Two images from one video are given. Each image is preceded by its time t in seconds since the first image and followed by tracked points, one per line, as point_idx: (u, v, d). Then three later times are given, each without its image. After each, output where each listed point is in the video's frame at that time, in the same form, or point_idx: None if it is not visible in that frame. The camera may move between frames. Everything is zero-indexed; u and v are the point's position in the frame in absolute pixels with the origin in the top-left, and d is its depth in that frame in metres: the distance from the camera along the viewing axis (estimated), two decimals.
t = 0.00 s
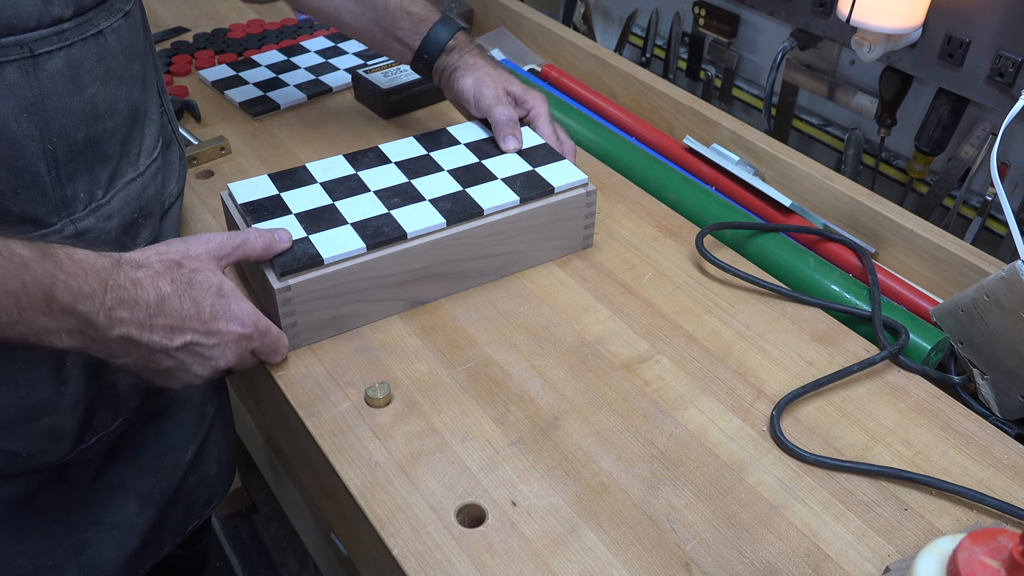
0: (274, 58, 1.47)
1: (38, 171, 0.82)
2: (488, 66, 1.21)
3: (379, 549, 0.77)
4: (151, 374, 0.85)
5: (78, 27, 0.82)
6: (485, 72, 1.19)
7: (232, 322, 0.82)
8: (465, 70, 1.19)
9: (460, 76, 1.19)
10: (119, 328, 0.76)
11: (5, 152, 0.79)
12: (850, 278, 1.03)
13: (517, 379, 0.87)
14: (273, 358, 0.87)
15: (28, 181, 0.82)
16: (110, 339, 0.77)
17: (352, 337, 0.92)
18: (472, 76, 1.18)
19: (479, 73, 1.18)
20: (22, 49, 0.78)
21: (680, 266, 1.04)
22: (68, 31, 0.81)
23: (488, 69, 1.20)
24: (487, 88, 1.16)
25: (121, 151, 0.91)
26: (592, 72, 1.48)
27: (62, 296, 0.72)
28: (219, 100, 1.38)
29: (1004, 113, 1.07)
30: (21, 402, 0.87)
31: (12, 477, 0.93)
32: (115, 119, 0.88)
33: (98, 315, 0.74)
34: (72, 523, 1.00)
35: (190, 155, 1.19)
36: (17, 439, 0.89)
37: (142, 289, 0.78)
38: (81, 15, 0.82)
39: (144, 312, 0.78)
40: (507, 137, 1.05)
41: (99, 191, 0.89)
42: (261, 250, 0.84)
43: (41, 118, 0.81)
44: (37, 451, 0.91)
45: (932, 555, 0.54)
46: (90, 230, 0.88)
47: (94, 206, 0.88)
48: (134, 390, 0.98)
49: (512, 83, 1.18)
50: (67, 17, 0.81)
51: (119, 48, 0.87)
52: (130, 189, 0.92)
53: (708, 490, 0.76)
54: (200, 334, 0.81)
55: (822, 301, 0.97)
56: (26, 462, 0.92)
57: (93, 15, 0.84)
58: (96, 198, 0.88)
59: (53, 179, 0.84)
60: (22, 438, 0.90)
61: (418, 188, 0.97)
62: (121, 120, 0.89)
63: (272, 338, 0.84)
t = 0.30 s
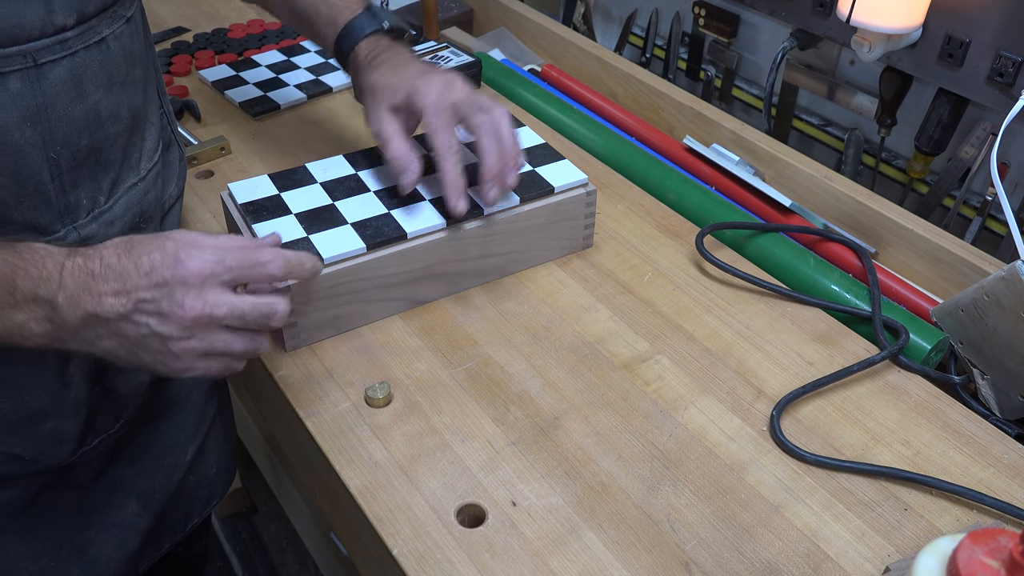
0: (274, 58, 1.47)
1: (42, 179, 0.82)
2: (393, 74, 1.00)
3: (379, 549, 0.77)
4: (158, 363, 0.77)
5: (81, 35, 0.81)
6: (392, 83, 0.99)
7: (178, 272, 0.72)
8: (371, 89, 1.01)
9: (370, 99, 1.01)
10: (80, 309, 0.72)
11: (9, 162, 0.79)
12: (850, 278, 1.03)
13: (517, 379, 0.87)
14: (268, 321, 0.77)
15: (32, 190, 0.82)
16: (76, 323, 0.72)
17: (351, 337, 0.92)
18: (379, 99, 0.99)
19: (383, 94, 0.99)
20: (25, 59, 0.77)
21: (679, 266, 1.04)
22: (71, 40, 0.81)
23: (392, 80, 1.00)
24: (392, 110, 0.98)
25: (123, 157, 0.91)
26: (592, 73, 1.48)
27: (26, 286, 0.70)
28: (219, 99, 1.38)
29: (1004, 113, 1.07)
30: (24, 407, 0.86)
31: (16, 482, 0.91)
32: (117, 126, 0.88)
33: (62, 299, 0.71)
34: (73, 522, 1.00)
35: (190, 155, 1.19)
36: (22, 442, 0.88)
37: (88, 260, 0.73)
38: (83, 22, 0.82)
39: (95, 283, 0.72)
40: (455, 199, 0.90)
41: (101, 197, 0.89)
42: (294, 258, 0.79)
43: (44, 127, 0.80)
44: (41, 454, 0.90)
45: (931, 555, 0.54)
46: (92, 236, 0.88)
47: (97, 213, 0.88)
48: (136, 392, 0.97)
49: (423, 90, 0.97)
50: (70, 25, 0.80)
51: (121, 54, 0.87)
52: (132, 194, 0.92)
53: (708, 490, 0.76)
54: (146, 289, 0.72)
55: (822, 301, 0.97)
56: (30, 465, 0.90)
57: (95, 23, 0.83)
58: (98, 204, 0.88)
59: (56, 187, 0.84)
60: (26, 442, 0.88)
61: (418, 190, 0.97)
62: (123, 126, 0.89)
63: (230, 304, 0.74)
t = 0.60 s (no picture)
0: (274, 58, 1.47)
1: (41, 183, 0.82)
2: (373, 122, 1.01)
3: (379, 549, 0.77)
4: (184, 359, 0.80)
5: (78, 39, 0.81)
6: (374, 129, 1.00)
7: (214, 282, 0.74)
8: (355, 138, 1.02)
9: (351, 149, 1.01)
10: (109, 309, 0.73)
11: (8, 166, 0.79)
12: (850, 278, 1.03)
13: (517, 379, 0.87)
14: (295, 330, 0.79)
15: (30, 193, 0.82)
16: (105, 321, 0.74)
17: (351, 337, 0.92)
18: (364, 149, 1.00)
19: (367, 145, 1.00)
20: (22, 63, 0.77)
21: (679, 266, 1.04)
22: (69, 43, 0.81)
23: (374, 129, 1.01)
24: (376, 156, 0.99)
25: (121, 159, 0.91)
26: (592, 73, 1.48)
27: (49, 285, 0.71)
28: (219, 99, 1.38)
29: (1004, 113, 1.07)
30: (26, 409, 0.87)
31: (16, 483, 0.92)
32: (116, 129, 0.88)
33: (86, 297, 0.72)
34: (73, 524, 1.00)
35: (190, 155, 1.19)
36: (21, 443, 0.88)
37: (117, 258, 0.73)
38: (81, 26, 0.82)
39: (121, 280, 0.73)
40: (460, 224, 0.92)
41: (100, 200, 0.89)
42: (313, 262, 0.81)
43: (42, 131, 0.81)
44: (42, 455, 0.91)
45: (931, 555, 0.54)
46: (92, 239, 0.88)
47: (95, 215, 0.88)
48: (136, 394, 0.98)
49: (404, 133, 0.98)
50: (67, 29, 0.80)
51: (119, 57, 0.87)
52: (130, 196, 0.92)
53: (708, 490, 0.76)
54: (180, 297, 0.73)
55: (822, 301, 0.97)
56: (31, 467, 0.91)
57: (93, 26, 0.83)
58: (97, 207, 0.89)
59: (54, 189, 0.84)
60: (27, 443, 0.89)
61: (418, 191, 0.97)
62: (122, 129, 0.89)
63: (262, 314, 0.76)
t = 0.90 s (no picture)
0: (274, 58, 1.47)
1: (42, 194, 0.82)
2: (371, 126, 1.01)
3: (379, 548, 0.77)
4: (195, 372, 0.79)
5: (77, 49, 0.81)
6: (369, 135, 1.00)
7: (223, 299, 0.73)
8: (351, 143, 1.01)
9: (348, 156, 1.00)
10: (119, 329, 0.74)
11: (9, 179, 0.79)
12: (850, 278, 1.03)
13: (517, 379, 0.87)
14: (303, 345, 0.78)
15: (32, 204, 0.82)
16: (117, 340, 0.75)
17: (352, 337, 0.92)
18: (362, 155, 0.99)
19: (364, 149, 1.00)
20: (24, 76, 0.77)
21: (680, 266, 1.04)
22: (68, 54, 0.81)
23: (371, 132, 1.00)
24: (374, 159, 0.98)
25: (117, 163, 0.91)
26: (592, 72, 1.48)
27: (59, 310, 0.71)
28: (219, 99, 1.38)
29: (1004, 113, 1.07)
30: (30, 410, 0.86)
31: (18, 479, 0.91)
32: (113, 135, 0.89)
33: (97, 318, 0.72)
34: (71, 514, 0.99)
35: (190, 155, 1.19)
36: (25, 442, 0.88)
37: (125, 279, 0.73)
38: (79, 36, 0.82)
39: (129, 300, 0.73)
40: (461, 224, 0.92)
41: (99, 205, 0.89)
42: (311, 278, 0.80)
43: (43, 142, 0.80)
44: (44, 454, 0.91)
45: (932, 555, 0.54)
46: (92, 245, 0.88)
47: (95, 220, 0.88)
48: (132, 389, 1.00)
49: (402, 136, 0.98)
50: (66, 40, 0.80)
51: (115, 63, 0.87)
52: (127, 199, 0.93)
53: (708, 490, 0.76)
54: (189, 314, 0.73)
55: (822, 301, 0.97)
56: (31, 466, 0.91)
57: (91, 34, 0.83)
58: (96, 212, 0.89)
59: (54, 198, 0.84)
60: (30, 443, 0.88)
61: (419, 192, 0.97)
62: (119, 134, 0.90)
63: (271, 329, 0.76)
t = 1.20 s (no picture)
0: (274, 58, 1.47)
1: (27, 229, 0.82)
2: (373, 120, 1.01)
3: (379, 549, 0.77)
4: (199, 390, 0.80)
5: (65, 91, 0.82)
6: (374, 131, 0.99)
7: (221, 332, 0.73)
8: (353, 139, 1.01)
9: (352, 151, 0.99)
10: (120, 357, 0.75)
11: None
12: (850, 278, 1.03)
13: (517, 379, 0.87)
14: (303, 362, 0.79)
15: (17, 239, 0.81)
16: (120, 367, 0.76)
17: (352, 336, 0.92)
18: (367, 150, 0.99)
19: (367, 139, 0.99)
20: (15, 124, 0.78)
21: (680, 266, 1.04)
22: (57, 97, 0.81)
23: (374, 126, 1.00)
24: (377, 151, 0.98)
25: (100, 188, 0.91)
26: (592, 73, 1.48)
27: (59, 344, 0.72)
28: (219, 99, 1.38)
29: (1004, 113, 1.07)
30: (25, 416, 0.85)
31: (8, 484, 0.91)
32: (97, 162, 0.89)
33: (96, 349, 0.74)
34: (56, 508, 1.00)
35: (190, 155, 1.19)
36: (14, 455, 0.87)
37: (122, 311, 0.74)
38: (68, 78, 0.83)
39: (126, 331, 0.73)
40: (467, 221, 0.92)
41: (81, 231, 0.88)
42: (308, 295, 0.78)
43: (30, 180, 0.81)
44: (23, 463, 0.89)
45: (931, 555, 0.54)
46: (75, 271, 0.87)
47: (77, 246, 0.87)
48: (110, 392, 0.97)
49: (404, 132, 0.98)
50: (56, 83, 0.81)
51: (101, 97, 0.88)
52: (108, 220, 0.91)
53: (708, 490, 0.76)
54: (188, 346, 0.74)
55: (822, 301, 0.97)
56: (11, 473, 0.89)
57: (79, 74, 0.84)
58: (78, 237, 0.88)
59: (40, 232, 0.83)
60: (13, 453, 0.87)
61: (424, 187, 0.97)
62: (102, 160, 0.90)
63: (270, 353, 0.76)
